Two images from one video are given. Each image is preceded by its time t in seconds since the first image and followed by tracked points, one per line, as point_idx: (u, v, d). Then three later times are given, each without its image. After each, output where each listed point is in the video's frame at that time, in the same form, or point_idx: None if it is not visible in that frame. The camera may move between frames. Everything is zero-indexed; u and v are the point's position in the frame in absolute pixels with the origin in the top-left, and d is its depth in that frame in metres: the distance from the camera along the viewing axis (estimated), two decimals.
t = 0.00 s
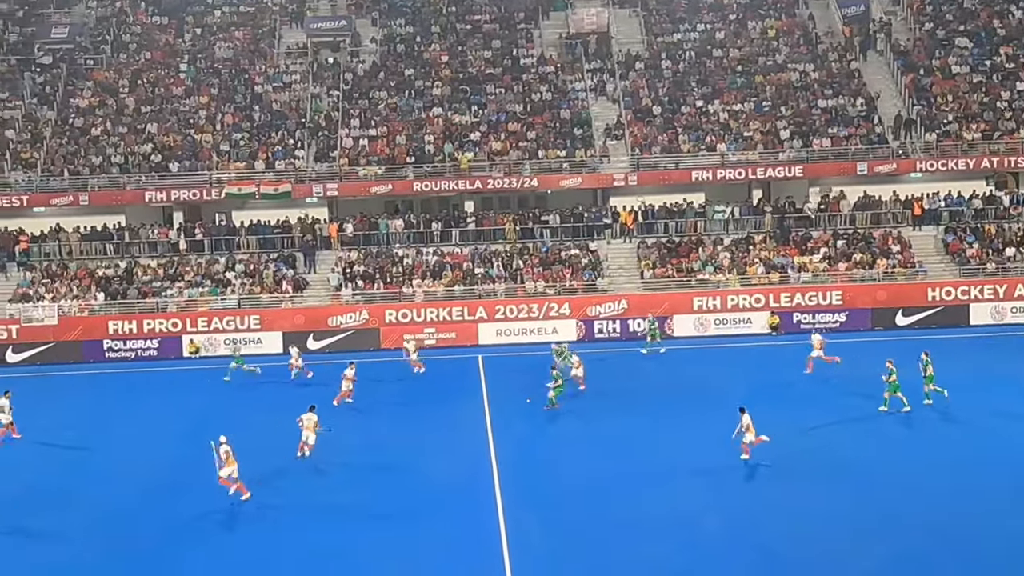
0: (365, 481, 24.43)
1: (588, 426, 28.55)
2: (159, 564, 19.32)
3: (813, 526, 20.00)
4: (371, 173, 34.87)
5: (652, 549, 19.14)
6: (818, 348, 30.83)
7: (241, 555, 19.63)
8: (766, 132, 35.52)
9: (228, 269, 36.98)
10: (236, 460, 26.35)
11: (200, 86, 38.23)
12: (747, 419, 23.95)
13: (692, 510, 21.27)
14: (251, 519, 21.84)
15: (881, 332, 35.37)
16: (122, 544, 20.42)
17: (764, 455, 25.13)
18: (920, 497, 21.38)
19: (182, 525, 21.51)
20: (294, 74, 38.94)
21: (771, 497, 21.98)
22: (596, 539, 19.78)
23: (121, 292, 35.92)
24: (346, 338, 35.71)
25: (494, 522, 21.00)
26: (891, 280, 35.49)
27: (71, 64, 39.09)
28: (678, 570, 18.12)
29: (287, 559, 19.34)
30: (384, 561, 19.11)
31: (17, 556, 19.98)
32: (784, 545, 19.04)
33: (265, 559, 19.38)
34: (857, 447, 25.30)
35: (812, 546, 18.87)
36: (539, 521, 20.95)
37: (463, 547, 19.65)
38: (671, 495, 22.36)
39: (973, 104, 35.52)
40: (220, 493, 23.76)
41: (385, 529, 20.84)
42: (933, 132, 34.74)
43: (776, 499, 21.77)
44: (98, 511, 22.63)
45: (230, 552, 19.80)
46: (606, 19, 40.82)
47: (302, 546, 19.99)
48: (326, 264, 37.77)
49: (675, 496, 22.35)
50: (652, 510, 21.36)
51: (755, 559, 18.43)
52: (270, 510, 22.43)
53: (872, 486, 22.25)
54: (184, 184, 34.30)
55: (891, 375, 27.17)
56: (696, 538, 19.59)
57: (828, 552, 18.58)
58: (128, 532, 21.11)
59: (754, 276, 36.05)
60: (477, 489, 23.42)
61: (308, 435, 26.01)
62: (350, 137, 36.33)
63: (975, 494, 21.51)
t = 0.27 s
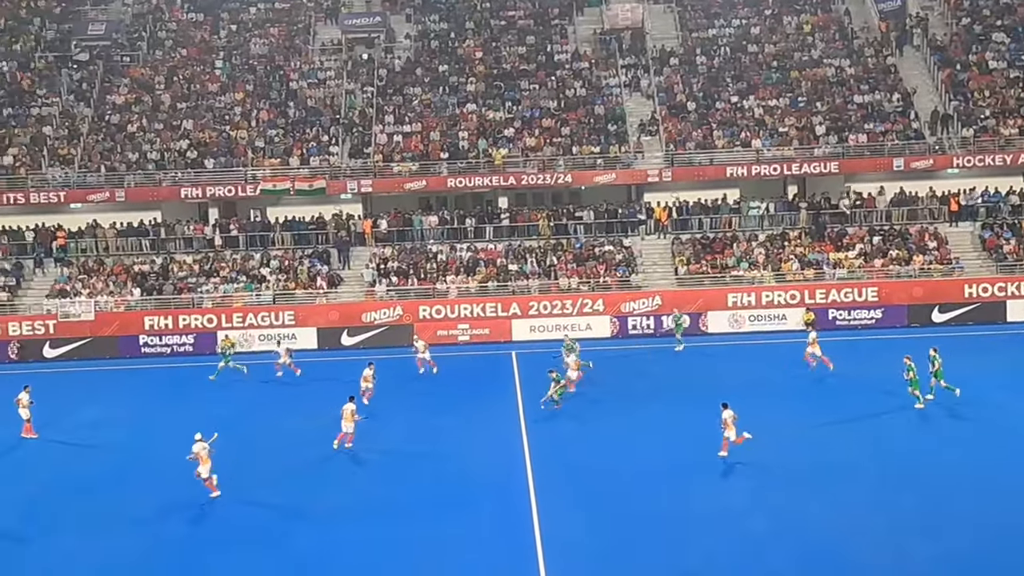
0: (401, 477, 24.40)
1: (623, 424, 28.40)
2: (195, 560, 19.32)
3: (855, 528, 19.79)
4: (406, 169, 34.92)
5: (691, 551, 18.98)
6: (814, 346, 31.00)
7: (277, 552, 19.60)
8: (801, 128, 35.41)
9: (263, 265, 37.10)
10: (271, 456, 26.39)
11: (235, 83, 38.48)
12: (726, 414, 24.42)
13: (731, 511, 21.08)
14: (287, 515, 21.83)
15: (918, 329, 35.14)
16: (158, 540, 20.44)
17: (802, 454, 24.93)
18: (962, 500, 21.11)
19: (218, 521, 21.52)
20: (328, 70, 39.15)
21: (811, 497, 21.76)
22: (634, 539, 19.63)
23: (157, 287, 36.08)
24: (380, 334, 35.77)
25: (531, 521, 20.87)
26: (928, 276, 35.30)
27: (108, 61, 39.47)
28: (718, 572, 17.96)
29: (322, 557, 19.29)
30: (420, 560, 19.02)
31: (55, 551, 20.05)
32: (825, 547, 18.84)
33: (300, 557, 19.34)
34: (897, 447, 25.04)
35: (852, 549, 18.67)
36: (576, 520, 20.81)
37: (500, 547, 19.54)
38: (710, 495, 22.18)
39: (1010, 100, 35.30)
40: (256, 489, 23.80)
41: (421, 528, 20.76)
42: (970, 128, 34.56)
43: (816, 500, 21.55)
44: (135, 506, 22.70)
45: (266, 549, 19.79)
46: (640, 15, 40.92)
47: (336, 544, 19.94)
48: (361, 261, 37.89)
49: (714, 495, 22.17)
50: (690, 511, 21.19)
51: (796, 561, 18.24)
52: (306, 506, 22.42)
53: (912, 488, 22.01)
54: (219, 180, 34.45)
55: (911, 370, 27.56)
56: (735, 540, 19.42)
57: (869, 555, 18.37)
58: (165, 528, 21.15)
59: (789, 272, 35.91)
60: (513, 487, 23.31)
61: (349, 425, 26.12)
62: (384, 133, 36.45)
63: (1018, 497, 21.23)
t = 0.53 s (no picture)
0: (436, 474, 24.36)
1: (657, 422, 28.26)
2: (230, 558, 19.33)
3: (893, 527, 19.58)
4: (438, 166, 34.95)
5: (728, 551, 18.83)
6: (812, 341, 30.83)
7: (311, 551, 19.57)
8: (835, 125, 35.29)
9: (297, 261, 37.22)
10: (305, 453, 26.41)
11: (269, 80, 38.66)
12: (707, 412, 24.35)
13: (768, 511, 20.92)
14: (322, 513, 21.83)
15: (953, 327, 35.00)
16: (193, 538, 20.46)
17: (839, 454, 24.73)
18: (1003, 501, 20.86)
19: (252, 519, 21.53)
20: (362, 67, 39.33)
21: (848, 497, 21.56)
22: (670, 539, 19.50)
23: (191, 284, 36.21)
24: (412, 331, 35.76)
25: (566, 520, 20.76)
26: (963, 273, 35.16)
27: (143, 59, 39.87)
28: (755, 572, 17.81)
29: (357, 556, 19.24)
30: (455, 560, 18.94)
31: (92, 549, 20.14)
32: (863, 547, 18.66)
33: (335, 556, 19.31)
34: (935, 448, 24.80)
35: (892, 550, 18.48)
36: (612, 519, 20.69)
37: (534, 546, 19.44)
38: (747, 495, 22.02)
39: None
40: (292, 486, 23.83)
41: (455, 526, 20.69)
42: (1006, 125, 34.37)
43: (854, 500, 21.35)
44: (171, 503, 22.76)
45: (299, 548, 19.76)
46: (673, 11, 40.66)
47: (370, 543, 19.89)
48: (394, 257, 37.98)
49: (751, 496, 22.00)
50: (727, 511, 21.04)
51: (834, 561, 18.07)
52: (341, 504, 22.42)
53: (952, 488, 21.77)
54: (253, 178, 34.56)
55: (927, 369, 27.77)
56: (773, 540, 19.26)
57: (908, 555, 18.17)
58: (200, 526, 21.18)
59: (823, 269, 35.87)
60: (547, 485, 23.20)
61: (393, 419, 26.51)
62: (418, 130, 36.53)
63: None
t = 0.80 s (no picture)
0: (463, 473, 24.25)
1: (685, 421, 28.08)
2: (255, 555, 19.23)
3: (927, 531, 19.30)
4: (465, 163, 34.97)
5: (758, 553, 18.61)
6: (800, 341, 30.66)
7: (336, 549, 19.44)
8: (864, 122, 35.17)
9: (324, 258, 37.31)
10: (332, 451, 26.35)
11: (297, 77, 38.79)
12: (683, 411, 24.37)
13: (798, 513, 20.67)
14: (350, 511, 21.73)
15: (982, 325, 34.79)
16: (218, 535, 20.40)
17: (870, 454, 24.51)
18: None
19: (279, 517, 21.44)
20: (389, 64, 39.47)
21: (879, 499, 21.31)
22: (699, 540, 19.30)
23: (219, 281, 36.28)
24: (439, 327, 35.78)
25: (595, 520, 20.57)
26: (992, 271, 34.93)
27: (172, 56, 40.18)
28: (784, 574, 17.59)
29: (382, 555, 19.09)
30: (481, 560, 18.78)
31: (118, 543, 20.13)
32: (897, 551, 18.38)
33: (359, 554, 19.17)
34: (969, 450, 24.48)
35: (924, 554, 18.18)
36: (640, 520, 20.50)
37: (561, 546, 19.25)
38: (777, 496, 21.79)
39: None
40: (319, 483, 23.78)
41: (482, 525, 20.54)
42: None
43: (886, 502, 21.08)
44: (199, 499, 22.75)
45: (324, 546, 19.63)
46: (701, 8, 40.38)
47: (396, 542, 19.74)
48: (421, 254, 38.04)
49: (780, 497, 21.77)
50: (758, 512, 20.80)
51: (866, 564, 17.82)
52: (369, 502, 22.33)
53: (986, 492, 21.47)
54: (281, 174, 34.62)
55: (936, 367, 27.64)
56: (803, 542, 19.01)
57: (941, 560, 17.87)
58: (226, 522, 21.12)
59: (851, 266, 35.71)
60: (576, 485, 23.03)
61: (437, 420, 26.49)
62: (445, 126, 36.57)
63: None
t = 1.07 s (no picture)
0: (484, 470, 24.17)
1: (707, 419, 27.92)
2: (276, 553, 19.11)
3: (954, 530, 19.08)
4: (485, 160, 34.95)
5: (783, 552, 18.41)
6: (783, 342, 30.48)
7: (357, 547, 19.30)
8: (885, 118, 35.05)
9: (344, 254, 37.36)
10: (352, 448, 26.28)
11: (317, 73, 38.85)
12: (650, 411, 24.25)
13: (823, 512, 20.47)
14: (370, 508, 21.62)
15: (1003, 322, 34.61)
16: (238, 532, 20.29)
17: (893, 453, 24.32)
18: None
19: (298, 514, 21.32)
20: (409, 61, 39.53)
21: (904, 498, 21.11)
22: (724, 539, 19.12)
23: (238, 277, 36.32)
24: (458, 324, 35.79)
25: (617, 518, 20.41)
26: (1013, 269, 34.67)
27: (192, 52, 40.29)
28: (801, 573, 17.41)
29: (403, 553, 18.94)
30: (502, 557, 18.61)
31: (137, 539, 20.03)
32: (924, 550, 18.15)
33: (380, 551, 19.02)
34: (994, 449, 24.27)
35: (952, 553, 17.97)
36: (663, 519, 20.32)
37: (583, 544, 19.08)
38: (801, 495, 21.60)
39: None
40: (339, 480, 23.69)
41: (496, 523, 20.41)
42: None
43: (911, 501, 20.87)
44: (218, 496, 22.68)
45: (344, 543, 19.49)
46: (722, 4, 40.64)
47: (408, 540, 19.61)
48: (440, 250, 38.06)
49: (804, 495, 21.58)
50: (782, 511, 20.61)
51: (893, 563, 17.61)
52: (390, 499, 22.21)
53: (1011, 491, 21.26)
54: (301, 170, 34.63)
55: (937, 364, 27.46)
56: (827, 541, 18.82)
57: (969, 559, 17.65)
58: (246, 519, 21.02)
59: (872, 263, 35.62)
60: (597, 482, 22.88)
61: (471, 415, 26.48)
62: (465, 123, 36.56)
63: None
